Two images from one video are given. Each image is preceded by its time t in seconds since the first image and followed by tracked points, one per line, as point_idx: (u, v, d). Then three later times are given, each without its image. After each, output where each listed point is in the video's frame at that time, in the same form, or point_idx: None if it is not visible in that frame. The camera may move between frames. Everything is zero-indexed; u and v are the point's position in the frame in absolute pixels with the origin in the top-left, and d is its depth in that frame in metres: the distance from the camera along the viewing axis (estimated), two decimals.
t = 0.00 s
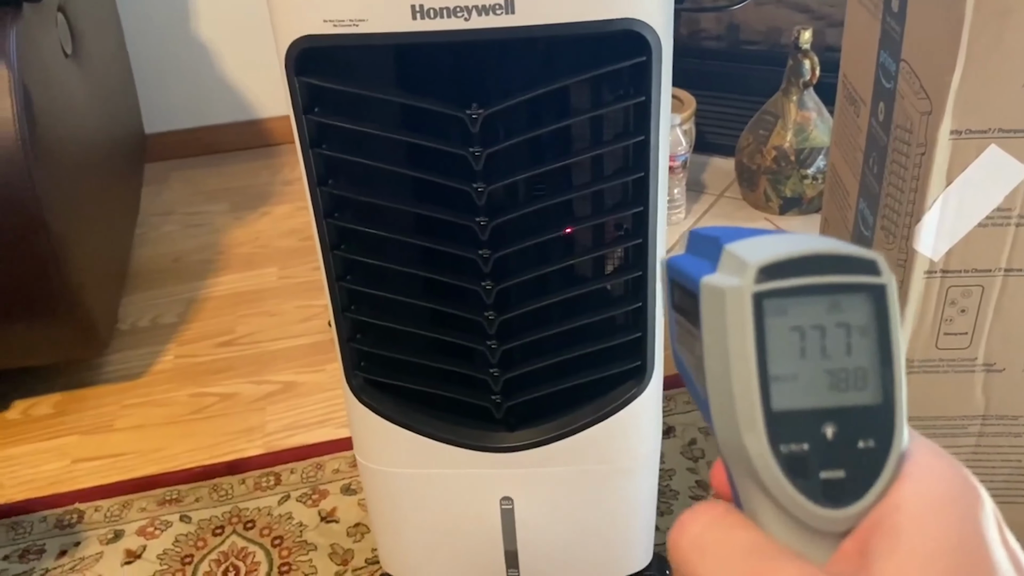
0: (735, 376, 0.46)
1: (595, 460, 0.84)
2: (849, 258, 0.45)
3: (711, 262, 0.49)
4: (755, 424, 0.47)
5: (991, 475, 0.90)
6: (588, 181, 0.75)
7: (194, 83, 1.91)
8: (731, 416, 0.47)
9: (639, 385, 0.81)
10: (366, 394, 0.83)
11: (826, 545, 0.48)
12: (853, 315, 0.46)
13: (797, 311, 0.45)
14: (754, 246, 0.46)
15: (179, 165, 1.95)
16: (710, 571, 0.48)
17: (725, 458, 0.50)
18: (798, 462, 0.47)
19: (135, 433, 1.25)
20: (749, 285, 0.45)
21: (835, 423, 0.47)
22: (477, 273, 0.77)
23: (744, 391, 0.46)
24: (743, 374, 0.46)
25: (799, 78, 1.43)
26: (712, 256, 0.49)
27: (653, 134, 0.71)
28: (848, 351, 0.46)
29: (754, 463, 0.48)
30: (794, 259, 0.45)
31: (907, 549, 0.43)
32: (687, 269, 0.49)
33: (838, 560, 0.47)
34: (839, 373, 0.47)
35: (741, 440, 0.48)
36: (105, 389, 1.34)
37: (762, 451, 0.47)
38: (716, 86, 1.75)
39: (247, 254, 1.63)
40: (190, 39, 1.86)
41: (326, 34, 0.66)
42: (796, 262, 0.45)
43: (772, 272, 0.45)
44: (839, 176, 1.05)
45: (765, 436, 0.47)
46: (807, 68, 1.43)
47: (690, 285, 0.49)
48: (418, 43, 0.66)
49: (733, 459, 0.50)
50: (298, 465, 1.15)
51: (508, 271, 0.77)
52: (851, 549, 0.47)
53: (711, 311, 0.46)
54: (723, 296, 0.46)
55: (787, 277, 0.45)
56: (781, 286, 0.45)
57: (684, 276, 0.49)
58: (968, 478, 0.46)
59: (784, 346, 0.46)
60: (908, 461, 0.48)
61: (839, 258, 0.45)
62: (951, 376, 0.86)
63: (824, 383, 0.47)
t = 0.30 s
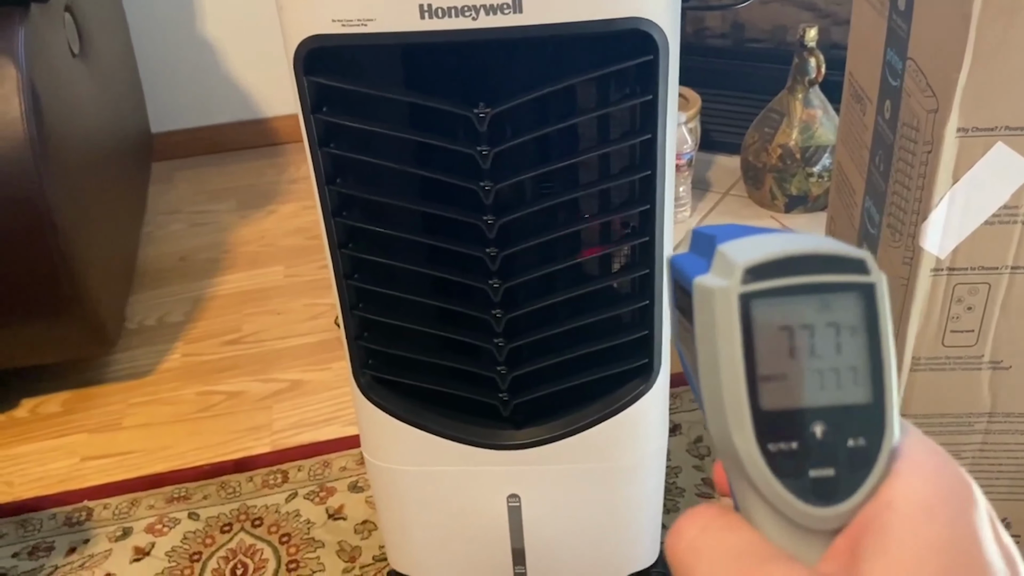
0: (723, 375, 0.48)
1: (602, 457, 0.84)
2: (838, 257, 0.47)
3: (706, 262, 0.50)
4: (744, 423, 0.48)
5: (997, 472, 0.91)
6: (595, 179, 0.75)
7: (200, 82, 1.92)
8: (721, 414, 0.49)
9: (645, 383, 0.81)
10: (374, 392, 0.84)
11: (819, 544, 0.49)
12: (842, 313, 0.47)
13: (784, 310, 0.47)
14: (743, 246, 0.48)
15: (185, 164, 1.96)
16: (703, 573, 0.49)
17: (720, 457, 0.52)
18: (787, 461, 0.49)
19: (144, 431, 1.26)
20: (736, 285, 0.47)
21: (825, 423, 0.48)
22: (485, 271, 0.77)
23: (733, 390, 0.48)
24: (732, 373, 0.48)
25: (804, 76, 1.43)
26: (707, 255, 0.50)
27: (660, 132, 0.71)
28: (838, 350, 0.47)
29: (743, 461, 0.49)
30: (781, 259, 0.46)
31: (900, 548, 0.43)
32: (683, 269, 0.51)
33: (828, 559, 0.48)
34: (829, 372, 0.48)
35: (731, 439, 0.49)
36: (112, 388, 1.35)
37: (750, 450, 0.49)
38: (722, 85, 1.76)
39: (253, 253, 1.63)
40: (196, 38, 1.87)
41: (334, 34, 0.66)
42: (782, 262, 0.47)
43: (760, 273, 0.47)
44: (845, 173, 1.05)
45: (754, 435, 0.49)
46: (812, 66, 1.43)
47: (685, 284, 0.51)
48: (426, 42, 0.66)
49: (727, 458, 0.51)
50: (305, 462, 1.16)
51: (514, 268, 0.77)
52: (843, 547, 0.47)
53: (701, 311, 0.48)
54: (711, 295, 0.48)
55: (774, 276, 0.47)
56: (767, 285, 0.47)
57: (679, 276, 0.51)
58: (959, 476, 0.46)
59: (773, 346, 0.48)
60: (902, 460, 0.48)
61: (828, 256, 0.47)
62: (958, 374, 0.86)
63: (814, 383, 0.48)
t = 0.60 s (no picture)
0: (726, 383, 0.51)
1: (608, 456, 0.84)
2: (840, 269, 0.50)
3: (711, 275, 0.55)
4: (746, 430, 0.51)
5: (1003, 472, 0.90)
6: (601, 178, 0.75)
7: (204, 81, 1.92)
8: (726, 423, 0.52)
9: (651, 383, 0.81)
10: (379, 391, 0.83)
11: (822, 551, 0.51)
12: (843, 324, 0.50)
13: (787, 321, 0.50)
14: (747, 259, 0.51)
15: (189, 164, 1.96)
16: None
17: (727, 468, 0.55)
18: (789, 469, 0.51)
19: (149, 430, 1.26)
20: (739, 295, 0.50)
21: (826, 433, 0.51)
22: (491, 271, 0.77)
23: (736, 398, 0.51)
24: (735, 382, 0.51)
25: (809, 74, 1.43)
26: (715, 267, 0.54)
27: (667, 132, 0.71)
28: (840, 360, 0.50)
29: (746, 469, 0.52)
30: (782, 271, 0.50)
31: (901, 550, 0.44)
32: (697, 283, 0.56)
33: (831, 566, 0.50)
34: (832, 381, 0.50)
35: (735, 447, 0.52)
36: (118, 387, 1.35)
37: (753, 458, 0.52)
38: (727, 83, 1.75)
39: (258, 252, 1.64)
40: (200, 37, 1.86)
41: (340, 33, 0.66)
42: (784, 275, 0.50)
43: (762, 285, 0.50)
44: (850, 172, 1.05)
45: (756, 442, 0.52)
46: (817, 64, 1.43)
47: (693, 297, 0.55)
48: (432, 43, 0.66)
49: (733, 469, 0.54)
50: (311, 462, 1.16)
51: (521, 268, 0.77)
52: (846, 557, 0.49)
53: (707, 321, 0.52)
54: (716, 306, 0.51)
55: (776, 288, 0.50)
56: (769, 296, 0.50)
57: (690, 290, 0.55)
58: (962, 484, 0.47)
59: (776, 356, 0.51)
60: (905, 469, 0.50)
61: (829, 269, 0.50)
62: (965, 373, 0.86)
63: (816, 392, 0.51)
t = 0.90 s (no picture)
0: (720, 386, 0.51)
1: (612, 455, 0.84)
2: (832, 270, 0.50)
3: (706, 275, 0.53)
4: (740, 433, 0.51)
5: (1007, 471, 0.90)
6: (603, 177, 0.75)
7: (207, 81, 1.92)
8: (720, 426, 0.52)
9: (654, 382, 0.81)
10: (382, 391, 0.83)
11: (818, 552, 0.51)
12: (837, 326, 0.50)
13: (779, 323, 0.50)
14: (739, 261, 0.51)
15: (193, 163, 1.96)
16: None
17: (722, 470, 0.55)
18: (783, 471, 0.51)
19: (153, 429, 1.26)
20: (731, 298, 0.50)
21: (820, 434, 0.51)
22: (494, 270, 0.77)
23: (729, 401, 0.51)
24: (728, 385, 0.51)
25: (812, 72, 1.43)
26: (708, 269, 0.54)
27: (670, 130, 0.71)
28: (833, 362, 0.50)
29: (741, 472, 0.52)
30: (774, 273, 0.50)
31: (897, 553, 0.44)
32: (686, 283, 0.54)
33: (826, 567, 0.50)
34: (827, 383, 0.50)
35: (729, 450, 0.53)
36: (122, 387, 1.35)
37: (747, 461, 0.52)
38: (730, 82, 1.75)
39: (261, 251, 1.64)
40: (203, 37, 1.87)
41: (343, 32, 0.66)
42: (775, 277, 0.50)
43: (753, 287, 0.50)
44: (854, 170, 1.05)
45: (750, 446, 0.52)
46: (820, 62, 1.43)
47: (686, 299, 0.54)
48: (435, 41, 0.66)
49: (728, 472, 0.54)
50: (314, 462, 1.16)
51: (524, 267, 0.77)
52: (841, 559, 0.49)
53: (699, 325, 0.51)
54: (708, 309, 0.51)
55: (768, 290, 0.50)
56: (761, 299, 0.50)
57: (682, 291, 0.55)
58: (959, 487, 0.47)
59: (769, 359, 0.51)
60: (900, 471, 0.50)
61: (822, 271, 0.50)
62: (969, 372, 0.85)
63: (810, 394, 0.51)
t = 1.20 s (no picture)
0: (725, 385, 0.51)
1: (613, 455, 0.84)
2: (836, 271, 0.50)
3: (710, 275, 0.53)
4: (744, 433, 0.51)
5: (1011, 470, 0.90)
6: (606, 176, 0.74)
7: (210, 81, 1.92)
8: (724, 425, 0.52)
9: (656, 382, 0.81)
10: (384, 390, 0.84)
11: (822, 552, 0.51)
12: (841, 326, 0.50)
13: (784, 323, 0.50)
14: (743, 261, 0.51)
15: (195, 163, 1.96)
16: None
17: (726, 470, 0.55)
18: (788, 471, 0.51)
19: (155, 429, 1.26)
20: (735, 298, 0.50)
21: (824, 434, 0.51)
22: (496, 269, 0.77)
23: (733, 399, 0.51)
24: (732, 385, 0.51)
25: (814, 71, 1.43)
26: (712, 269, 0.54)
27: (672, 129, 0.71)
28: (838, 362, 0.50)
29: (745, 472, 0.52)
30: (779, 272, 0.50)
31: (903, 554, 0.44)
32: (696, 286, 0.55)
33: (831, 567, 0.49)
34: (832, 383, 0.50)
35: (734, 450, 0.52)
36: (125, 386, 1.35)
37: (751, 460, 0.52)
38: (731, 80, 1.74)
39: (263, 251, 1.64)
40: (204, 36, 1.87)
41: (344, 32, 0.66)
42: (780, 277, 0.50)
43: (757, 287, 0.50)
44: (857, 169, 1.05)
45: (754, 445, 0.52)
46: (823, 61, 1.43)
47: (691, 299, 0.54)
48: (436, 41, 0.66)
49: (732, 472, 0.54)
50: (316, 461, 1.16)
51: (526, 267, 0.77)
52: (844, 559, 0.49)
53: (704, 325, 0.52)
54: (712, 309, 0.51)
55: (772, 290, 0.50)
56: (765, 299, 0.50)
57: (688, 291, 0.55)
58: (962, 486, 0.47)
59: (773, 358, 0.51)
60: (904, 470, 0.49)
61: (826, 270, 0.50)
62: (972, 371, 0.85)
63: (815, 394, 0.51)
